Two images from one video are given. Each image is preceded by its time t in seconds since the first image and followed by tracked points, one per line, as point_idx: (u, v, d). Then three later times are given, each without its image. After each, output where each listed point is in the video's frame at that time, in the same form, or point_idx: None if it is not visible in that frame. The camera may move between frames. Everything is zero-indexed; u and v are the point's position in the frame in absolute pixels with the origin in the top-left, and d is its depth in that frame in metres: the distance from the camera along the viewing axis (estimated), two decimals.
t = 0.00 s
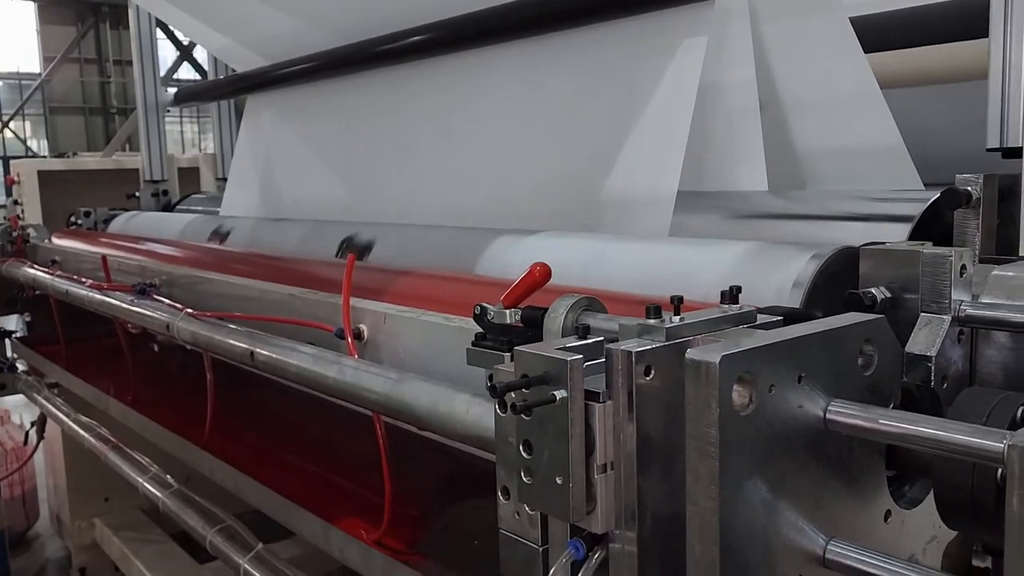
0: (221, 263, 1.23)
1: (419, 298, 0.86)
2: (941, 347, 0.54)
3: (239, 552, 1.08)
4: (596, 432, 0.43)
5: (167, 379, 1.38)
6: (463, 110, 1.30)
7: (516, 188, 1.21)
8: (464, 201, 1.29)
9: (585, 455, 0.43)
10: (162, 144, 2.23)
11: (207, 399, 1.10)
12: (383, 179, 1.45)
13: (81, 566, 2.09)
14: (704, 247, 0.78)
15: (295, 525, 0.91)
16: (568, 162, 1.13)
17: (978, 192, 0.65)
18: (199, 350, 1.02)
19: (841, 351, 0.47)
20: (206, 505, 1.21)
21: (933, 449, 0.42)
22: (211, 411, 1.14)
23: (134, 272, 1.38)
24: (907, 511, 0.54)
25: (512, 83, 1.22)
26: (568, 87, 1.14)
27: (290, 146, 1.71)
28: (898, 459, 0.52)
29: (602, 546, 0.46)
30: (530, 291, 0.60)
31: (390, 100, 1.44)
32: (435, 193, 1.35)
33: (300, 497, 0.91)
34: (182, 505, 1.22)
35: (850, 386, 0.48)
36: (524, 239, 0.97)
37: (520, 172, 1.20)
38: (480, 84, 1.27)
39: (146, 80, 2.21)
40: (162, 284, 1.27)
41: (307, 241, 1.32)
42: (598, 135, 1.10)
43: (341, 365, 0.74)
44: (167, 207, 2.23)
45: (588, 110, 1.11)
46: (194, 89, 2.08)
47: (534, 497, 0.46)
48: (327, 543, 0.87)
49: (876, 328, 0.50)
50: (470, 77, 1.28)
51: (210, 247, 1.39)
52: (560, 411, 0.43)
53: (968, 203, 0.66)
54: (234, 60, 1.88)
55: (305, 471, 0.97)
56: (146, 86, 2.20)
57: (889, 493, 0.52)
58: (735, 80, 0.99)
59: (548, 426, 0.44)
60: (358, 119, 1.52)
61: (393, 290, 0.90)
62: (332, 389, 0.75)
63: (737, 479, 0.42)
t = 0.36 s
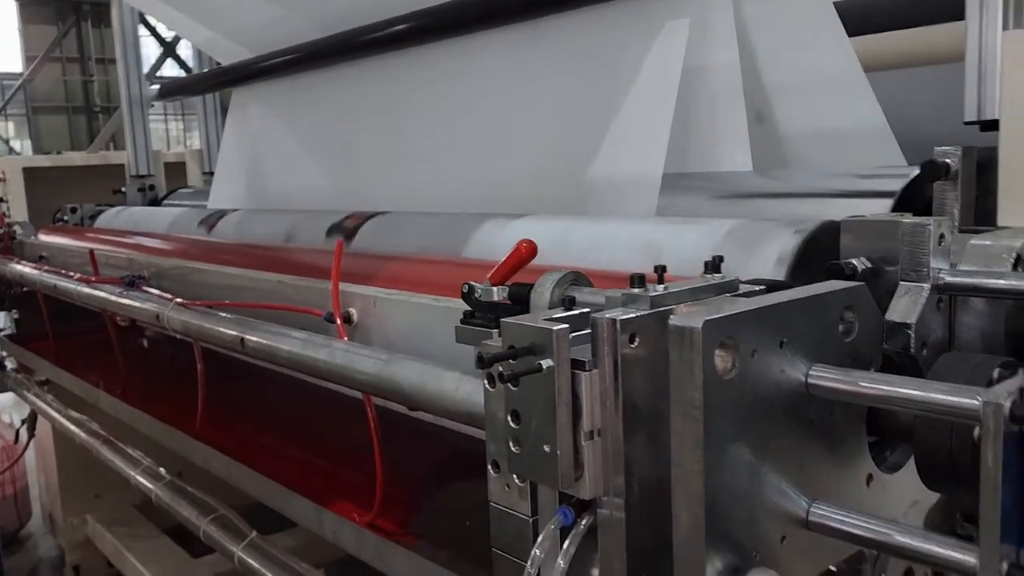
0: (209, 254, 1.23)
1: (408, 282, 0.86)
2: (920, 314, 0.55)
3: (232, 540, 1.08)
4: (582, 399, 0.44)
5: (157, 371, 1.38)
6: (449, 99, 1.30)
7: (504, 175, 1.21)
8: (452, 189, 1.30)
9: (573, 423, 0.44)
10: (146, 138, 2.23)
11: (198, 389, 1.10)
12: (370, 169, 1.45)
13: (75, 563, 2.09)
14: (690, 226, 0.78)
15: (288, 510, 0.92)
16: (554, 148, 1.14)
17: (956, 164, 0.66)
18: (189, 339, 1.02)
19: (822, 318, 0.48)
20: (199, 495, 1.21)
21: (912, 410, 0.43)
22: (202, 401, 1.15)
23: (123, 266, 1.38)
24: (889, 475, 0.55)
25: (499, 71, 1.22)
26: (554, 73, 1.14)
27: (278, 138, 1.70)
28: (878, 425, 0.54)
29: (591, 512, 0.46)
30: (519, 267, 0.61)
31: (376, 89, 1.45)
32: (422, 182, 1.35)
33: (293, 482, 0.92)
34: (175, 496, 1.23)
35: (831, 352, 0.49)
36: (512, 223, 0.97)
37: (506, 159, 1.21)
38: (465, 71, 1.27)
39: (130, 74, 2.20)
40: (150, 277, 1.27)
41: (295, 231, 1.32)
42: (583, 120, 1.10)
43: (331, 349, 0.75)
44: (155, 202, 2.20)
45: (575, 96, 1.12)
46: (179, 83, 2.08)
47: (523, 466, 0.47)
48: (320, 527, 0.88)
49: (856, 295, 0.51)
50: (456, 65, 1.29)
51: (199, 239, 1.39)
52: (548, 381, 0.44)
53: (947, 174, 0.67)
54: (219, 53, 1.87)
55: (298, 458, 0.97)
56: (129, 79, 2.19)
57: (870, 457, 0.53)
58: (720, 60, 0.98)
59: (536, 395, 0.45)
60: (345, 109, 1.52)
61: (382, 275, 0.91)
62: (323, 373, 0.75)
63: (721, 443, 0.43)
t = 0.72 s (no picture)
0: (164, 239, 1.23)
1: (349, 262, 0.86)
2: (829, 284, 0.55)
3: (184, 524, 1.08)
4: (475, 367, 0.44)
5: (115, 359, 1.38)
6: (406, 82, 1.30)
7: (458, 157, 1.21)
8: (407, 173, 1.29)
9: (466, 389, 0.44)
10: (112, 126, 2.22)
11: (149, 374, 1.10)
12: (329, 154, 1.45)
13: (46, 553, 2.09)
14: (623, 202, 0.79)
15: (233, 491, 0.92)
16: (506, 129, 1.14)
17: (878, 137, 0.67)
18: (136, 323, 1.02)
19: (720, 286, 0.48)
20: (155, 481, 1.21)
21: (799, 372, 0.44)
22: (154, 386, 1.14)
23: (80, 252, 1.37)
24: (796, 443, 0.56)
25: (453, 53, 1.22)
26: (505, 54, 1.14)
27: (241, 124, 1.70)
28: (784, 393, 0.54)
29: (488, 479, 0.46)
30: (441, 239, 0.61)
31: (336, 74, 1.44)
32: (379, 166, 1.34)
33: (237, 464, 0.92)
34: (131, 481, 1.22)
35: (731, 319, 0.49)
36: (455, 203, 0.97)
37: (460, 141, 1.21)
38: (421, 54, 1.27)
39: (95, 62, 2.19)
40: (105, 262, 1.26)
41: (252, 216, 1.32)
42: (534, 101, 1.11)
43: (265, 328, 0.75)
44: (121, 191, 2.19)
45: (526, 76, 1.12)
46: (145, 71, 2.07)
47: (421, 435, 0.47)
48: (263, 507, 0.88)
49: (756, 264, 0.51)
50: (412, 48, 1.29)
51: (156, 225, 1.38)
52: (440, 348, 0.44)
53: (870, 147, 0.67)
54: (183, 39, 1.87)
55: (244, 440, 0.97)
56: (94, 71, 2.18)
57: (776, 426, 0.54)
58: (665, 38, 0.98)
59: (430, 363, 0.45)
60: (305, 94, 1.52)
61: (326, 256, 0.91)
62: (258, 352, 0.75)
63: (609, 407, 0.43)
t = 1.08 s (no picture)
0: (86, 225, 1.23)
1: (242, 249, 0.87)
2: (660, 270, 0.56)
3: (93, 507, 1.09)
4: (275, 349, 0.45)
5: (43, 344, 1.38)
6: (327, 69, 1.31)
7: (375, 144, 1.22)
8: (330, 160, 1.30)
9: (268, 370, 0.46)
10: (62, 111, 2.21)
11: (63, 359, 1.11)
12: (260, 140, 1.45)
13: None
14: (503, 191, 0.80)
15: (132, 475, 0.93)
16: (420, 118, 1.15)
17: (736, 131, 0.68)
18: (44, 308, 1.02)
19: (532, 273, 0.50)
20: (75, 465, 1.22)
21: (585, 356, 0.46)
22: (69, 371, 1.15)
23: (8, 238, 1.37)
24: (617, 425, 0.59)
25: (369, 39, 1.23)
26: (422, 44, 1.15)
27: (179, 112, 1.70)
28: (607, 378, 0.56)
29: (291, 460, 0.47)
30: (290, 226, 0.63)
31: (267, 62, 1.44)
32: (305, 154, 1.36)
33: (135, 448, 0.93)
34: (52, 466, 1.23)
35: (543, 306, 0.51)
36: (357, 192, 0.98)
37: (378, 129, 1.21)
38: (345, 42, 1.28)
39: (45, 47, 2.18)
40: (29, 248, 1.27)
41: (179, 204, 1.32)
42: (446, 91, 1.11)
43: (146, 312, 0.76)
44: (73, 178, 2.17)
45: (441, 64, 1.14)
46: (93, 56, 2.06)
47: (232, 416, 0.48)
48: (158, 489, 0.89)
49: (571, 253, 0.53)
50: (337, 37, 1.29)
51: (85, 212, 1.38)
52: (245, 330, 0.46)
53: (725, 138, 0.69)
54: (127, 25, 1.86)
55: (147, 424, 0.98)
56: (45, 54, 2.18)
57: (595, 409, 0.56)
58: (577, 31, 1.02)
59: (237, 346, 0.47)
60: (239, 80, 1.52)
61: (225, 241, 0.92)
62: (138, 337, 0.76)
63: (401, 385, 0.44)
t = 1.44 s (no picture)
0: None
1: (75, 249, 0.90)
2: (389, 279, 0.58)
3: None
4: None
5: None
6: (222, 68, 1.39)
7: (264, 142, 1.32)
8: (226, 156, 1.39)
9: None
10: None
11: None
12: (166, 134, 1.54)
13: None
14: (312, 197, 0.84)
15: None
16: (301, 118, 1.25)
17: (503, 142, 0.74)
18: None
19: (233, 282, 0.53)
20: None
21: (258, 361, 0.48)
22: None
23: None
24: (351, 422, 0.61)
25: (257, 41, 1.32)
26: (304, 47, 1.25)
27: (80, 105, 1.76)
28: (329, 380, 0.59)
29: None
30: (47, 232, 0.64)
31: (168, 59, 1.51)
32: (205, 149, 1.45)
33: None
34: None
35: (248, 314, 0.54)
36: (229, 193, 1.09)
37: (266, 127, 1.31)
38: (238, 43, 1.36)
39: None
40: None
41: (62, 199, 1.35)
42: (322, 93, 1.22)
43: None
44: None
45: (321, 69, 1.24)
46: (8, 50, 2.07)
47: None
48: None
49: (285, 262, 0.55)
50: (231, 37, 1.37)
51: None
52: None
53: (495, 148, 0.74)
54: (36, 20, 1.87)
55: None
56: None
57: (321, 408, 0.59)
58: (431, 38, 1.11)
59: None
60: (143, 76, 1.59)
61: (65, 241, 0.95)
62: None
63: (70, 391, 0.46)
